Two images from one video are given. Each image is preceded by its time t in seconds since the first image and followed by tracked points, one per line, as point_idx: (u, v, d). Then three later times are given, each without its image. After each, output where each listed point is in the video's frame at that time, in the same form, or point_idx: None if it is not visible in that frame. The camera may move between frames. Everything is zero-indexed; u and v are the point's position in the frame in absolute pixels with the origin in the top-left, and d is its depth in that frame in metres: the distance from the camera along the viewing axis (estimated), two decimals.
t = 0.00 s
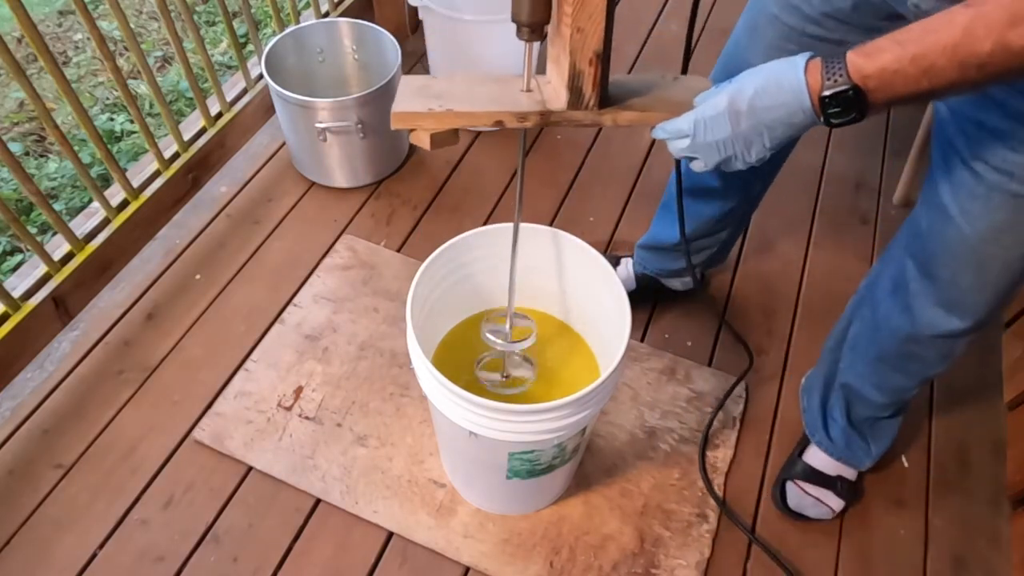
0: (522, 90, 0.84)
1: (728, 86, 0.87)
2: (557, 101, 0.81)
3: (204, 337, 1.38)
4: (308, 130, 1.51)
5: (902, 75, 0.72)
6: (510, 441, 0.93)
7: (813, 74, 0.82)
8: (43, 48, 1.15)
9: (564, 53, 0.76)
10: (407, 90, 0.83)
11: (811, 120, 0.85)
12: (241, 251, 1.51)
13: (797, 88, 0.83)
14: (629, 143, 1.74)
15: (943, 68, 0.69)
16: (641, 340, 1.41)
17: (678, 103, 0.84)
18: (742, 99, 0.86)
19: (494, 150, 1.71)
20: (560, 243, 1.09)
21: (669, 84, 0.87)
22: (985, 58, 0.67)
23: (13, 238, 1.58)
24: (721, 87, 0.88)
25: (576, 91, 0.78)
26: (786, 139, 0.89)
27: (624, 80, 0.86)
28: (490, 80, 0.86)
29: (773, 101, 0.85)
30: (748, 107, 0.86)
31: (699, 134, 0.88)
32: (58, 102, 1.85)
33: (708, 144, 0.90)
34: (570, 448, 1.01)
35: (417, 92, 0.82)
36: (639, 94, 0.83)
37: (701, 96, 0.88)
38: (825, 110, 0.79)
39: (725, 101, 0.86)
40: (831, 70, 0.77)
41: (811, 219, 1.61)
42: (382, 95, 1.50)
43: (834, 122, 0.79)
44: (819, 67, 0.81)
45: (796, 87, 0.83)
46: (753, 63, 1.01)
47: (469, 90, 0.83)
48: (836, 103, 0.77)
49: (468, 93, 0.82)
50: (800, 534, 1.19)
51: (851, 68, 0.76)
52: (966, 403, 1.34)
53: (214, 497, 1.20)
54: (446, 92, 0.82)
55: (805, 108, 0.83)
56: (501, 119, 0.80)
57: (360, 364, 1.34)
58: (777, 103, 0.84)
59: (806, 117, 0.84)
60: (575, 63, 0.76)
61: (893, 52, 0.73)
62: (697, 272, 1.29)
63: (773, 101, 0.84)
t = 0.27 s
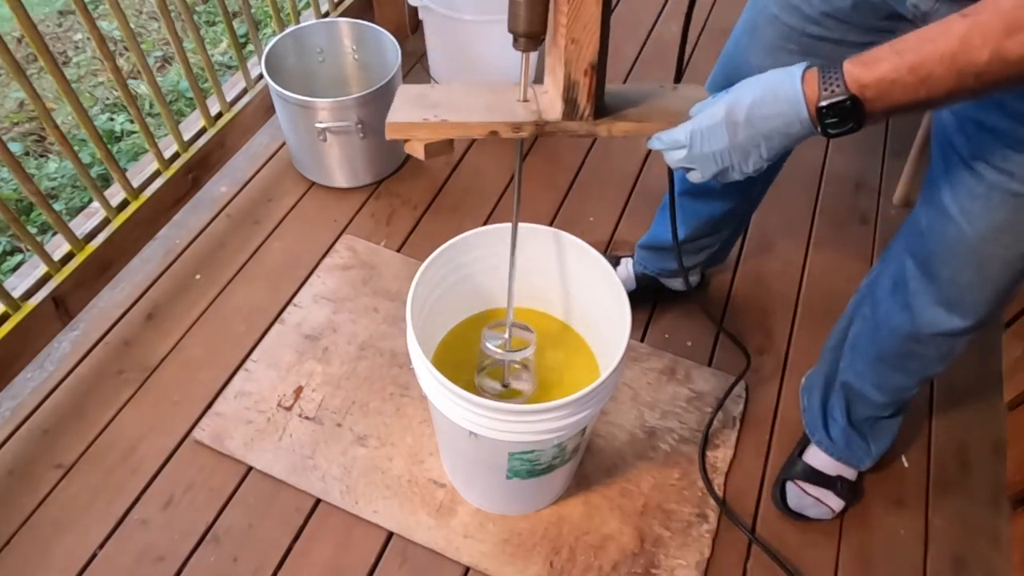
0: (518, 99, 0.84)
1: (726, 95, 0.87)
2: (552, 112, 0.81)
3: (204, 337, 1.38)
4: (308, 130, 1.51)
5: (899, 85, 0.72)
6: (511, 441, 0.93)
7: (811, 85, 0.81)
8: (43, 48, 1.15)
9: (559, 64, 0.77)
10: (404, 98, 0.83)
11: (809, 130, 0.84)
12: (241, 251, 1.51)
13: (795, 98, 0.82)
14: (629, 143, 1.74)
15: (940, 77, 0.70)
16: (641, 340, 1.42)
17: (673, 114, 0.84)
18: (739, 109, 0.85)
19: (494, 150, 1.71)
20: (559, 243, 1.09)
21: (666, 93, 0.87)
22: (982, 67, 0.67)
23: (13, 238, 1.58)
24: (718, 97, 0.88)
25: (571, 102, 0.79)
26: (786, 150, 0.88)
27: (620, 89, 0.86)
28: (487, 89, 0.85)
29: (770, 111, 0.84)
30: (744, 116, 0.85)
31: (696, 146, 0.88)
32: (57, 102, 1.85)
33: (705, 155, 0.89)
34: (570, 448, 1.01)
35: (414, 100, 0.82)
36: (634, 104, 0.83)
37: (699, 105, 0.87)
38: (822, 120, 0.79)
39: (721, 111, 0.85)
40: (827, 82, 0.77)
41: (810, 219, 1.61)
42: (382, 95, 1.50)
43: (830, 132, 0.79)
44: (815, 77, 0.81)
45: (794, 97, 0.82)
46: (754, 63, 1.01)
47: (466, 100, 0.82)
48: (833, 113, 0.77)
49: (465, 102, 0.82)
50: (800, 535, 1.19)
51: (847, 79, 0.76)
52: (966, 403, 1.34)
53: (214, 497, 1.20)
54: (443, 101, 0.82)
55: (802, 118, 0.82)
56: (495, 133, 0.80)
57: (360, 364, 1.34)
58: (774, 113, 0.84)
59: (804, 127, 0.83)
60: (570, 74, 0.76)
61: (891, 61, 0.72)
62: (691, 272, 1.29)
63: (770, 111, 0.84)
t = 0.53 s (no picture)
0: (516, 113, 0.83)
1: (720, 112, 0.87)
2: (547, 129, 0.80)
3: (204, 337, 1.38)
4: (308, 130, 1.51)
5: (891, 102, 0.73)
6: (510, 441, 0.93)
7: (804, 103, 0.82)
8: (43, 48, 1.15)
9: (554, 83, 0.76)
10: (401, 113, 0.82)
11: (802, 145, 0.85)
12: (241, 251, 1.51)
13: (788, 116, 0.83)
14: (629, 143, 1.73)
15: (931, 96, 0.70)
16: (641, 340, 1.42)
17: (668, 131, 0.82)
18: (733, 128, 0.86)
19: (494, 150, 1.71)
20: (559, 243, 1.09)
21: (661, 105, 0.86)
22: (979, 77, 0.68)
23: (13, 238, 1.58)
24: (713, 114, 0.88)
25: (566, 121, 0.79)
26: (779, 166, 0.89)
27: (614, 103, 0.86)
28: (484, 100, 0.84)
29: (765, 130, 0.85)
30: (739, 135, 0.86)
31: (691, 164, 0.89)
32: (57, 102, 1.85)
33: (701, 171, 0.90)
34: (569, 448, 1.01)
35: (410, 117, 0.81)
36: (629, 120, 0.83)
37: (693, 123, 0.87)
38: (817, 138, 0.80)
39: (717, 130, 0.86)
40: (820, 99, 0.78)
41: (811, 219, 1.61)
42: (382, 95, 1.50)
43: (825, 148, 0.80)
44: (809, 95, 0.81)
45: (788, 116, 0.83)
46: (753, 63, 1.01)
47: (463, 115, 0.81)
48: (828, 130, 0.78)
49: (462, 118, 0.81)
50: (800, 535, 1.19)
51: (840, 96, 0.77)
52: (966, 403, 1.34)
53: (214, 497, 1.20)
54: (439, 117, 0.81)
55: (795, 135, 0.83)
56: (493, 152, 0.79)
57: (360, 364, 1.34)
58: (769, 131, 0.84)
59: (797, 143, 0.84)
60: (564, 94, 0.76)
61: (892, 65, 0.73)
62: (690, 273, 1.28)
63: (764, 130, 0.85)
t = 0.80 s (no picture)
0: (511, 135, 0.83)
1: (712, 136, 0.86)
2: (542, 152, 0.80)
3: (204, 337, 1.38)
4: (308, 130, 1.51)
5: (883, 125, 0.74)
6: (511, 441, 0.93)
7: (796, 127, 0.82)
8: (43, 48, 1.15)
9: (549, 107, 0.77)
10: (398, 132, 0.82)
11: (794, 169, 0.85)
12: (241, 251, 1.51)
13: (781, 140, 0.82)
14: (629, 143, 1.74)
15: (921, 119, 0.71)
16: (641, 340, 1.42)
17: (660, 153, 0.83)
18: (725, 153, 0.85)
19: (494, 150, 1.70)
20: (558, 243, 1.08)
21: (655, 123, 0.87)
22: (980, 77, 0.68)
23: (13, 238, 1.58)
24: (704, 138, 0.87)
25: (560, 145, 0.78)
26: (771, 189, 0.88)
27: (610, 122, 0.87)
28: (480, 122, 0.85)
29: (756, 154, 0.84)
30: (732, 160, 0.85)
31: (685, 186, 0.88)
32: (57, 102, 1.85)
33: (693, 195, 0.89)
34: (570, 448, 1.01)
35: (406, 139, 0.81)
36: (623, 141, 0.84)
37: (685, 147, 0.86)
38: (809, 160, 0.80)
39: (710, 154, 0.84)
40: (812, 122, 0.79)
41: (811, 219, 1.61)
42: (383, 95, 1.50)
43: (818, 171, 0.80)
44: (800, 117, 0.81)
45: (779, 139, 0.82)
46: (754, 63, 1.01)
47: (459, 138, 0.82)
48: (819, 152, 0.78)
49: (458, 141, 0.81)
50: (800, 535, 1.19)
51: (832, 116, 0.77)
52: (966, 403, 1.34)
53: (214, 497, 1.20)
54: (436, 139, 0.81)
55: (788, 158, 0.83)
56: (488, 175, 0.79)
57: (360, 364, 1.34)
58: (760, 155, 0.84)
59: (790, 166, 0.84)
60: (558, 118, 0.76)
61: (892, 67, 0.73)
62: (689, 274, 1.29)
63: (756, 153, 0.84)
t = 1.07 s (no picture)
0: (506, 157, 0.83)
1: (706, 160, 0.87)
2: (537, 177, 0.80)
3: (204, 337, 1.38)
4: (308, 130, 1.51)
5: (872, 151, 0.74)
6: (511, 441, 0.93)
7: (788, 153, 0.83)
8: (43, 48, 1.15)
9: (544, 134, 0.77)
10: (393, 155, 0.82)
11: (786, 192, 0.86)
12: (241, 251, 1.51)
13: (773, 164, 0.84)
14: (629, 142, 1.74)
15: (912, 145, 0.71)
16: (641, 340, 1.42)
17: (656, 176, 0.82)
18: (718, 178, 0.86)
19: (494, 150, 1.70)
20: (557, 242, 1.08)
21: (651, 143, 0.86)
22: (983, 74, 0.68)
23: (13, 238, 1.58)
24: (698, 162, 0.88)
25: (556, 171, 0.79)
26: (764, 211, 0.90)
27: (607, 140, 0.87)
28: (473, 143, 0.85)
29: (749, 178, 0.86)
30: (725, 185, 0.86)
31: (680, 210, 0.90)
32: (57, 102, 1.85)
33: (688, 219, 0.91)
34: (570, 448, 1.01)
35: (401, 162, 0.81)
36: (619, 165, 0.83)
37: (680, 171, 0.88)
38: (801, 184, 0.81)
39: (703, 179, 0.86)
40: (803, 147, 0.80)
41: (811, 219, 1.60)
42: (383, 95, 1.50)
43: (810, 196, 0.81)
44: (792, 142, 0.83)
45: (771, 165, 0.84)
46: (754, 62, 1.02)
47: (454, 161, 0.82)
48: (811, 177, 0.79)
49: (454, 164, 0.81)
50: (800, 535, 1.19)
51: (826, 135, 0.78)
52: (966, 403, 1.34)
53: (214, 497, 1.20)
54: (430, 163, 0.81)
55: (781, 182, 0.84)
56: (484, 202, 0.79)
57: (360, 364, 1.34)
58: (754, 180, 0.86)
59: (782, 190, 0.85)
60: (554, 144, 0.77)
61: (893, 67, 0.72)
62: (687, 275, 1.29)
63: (749, 178, 0.86)
